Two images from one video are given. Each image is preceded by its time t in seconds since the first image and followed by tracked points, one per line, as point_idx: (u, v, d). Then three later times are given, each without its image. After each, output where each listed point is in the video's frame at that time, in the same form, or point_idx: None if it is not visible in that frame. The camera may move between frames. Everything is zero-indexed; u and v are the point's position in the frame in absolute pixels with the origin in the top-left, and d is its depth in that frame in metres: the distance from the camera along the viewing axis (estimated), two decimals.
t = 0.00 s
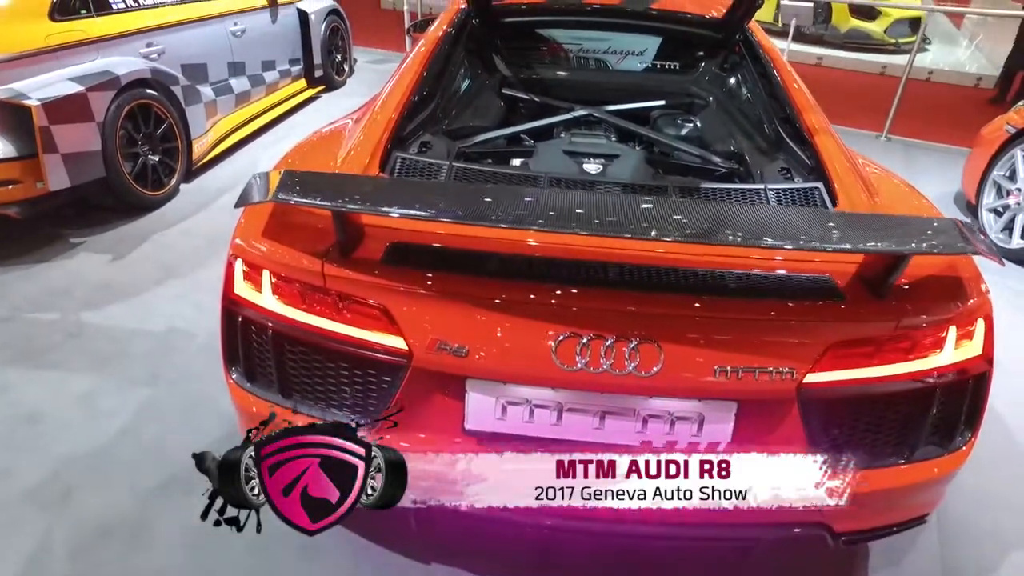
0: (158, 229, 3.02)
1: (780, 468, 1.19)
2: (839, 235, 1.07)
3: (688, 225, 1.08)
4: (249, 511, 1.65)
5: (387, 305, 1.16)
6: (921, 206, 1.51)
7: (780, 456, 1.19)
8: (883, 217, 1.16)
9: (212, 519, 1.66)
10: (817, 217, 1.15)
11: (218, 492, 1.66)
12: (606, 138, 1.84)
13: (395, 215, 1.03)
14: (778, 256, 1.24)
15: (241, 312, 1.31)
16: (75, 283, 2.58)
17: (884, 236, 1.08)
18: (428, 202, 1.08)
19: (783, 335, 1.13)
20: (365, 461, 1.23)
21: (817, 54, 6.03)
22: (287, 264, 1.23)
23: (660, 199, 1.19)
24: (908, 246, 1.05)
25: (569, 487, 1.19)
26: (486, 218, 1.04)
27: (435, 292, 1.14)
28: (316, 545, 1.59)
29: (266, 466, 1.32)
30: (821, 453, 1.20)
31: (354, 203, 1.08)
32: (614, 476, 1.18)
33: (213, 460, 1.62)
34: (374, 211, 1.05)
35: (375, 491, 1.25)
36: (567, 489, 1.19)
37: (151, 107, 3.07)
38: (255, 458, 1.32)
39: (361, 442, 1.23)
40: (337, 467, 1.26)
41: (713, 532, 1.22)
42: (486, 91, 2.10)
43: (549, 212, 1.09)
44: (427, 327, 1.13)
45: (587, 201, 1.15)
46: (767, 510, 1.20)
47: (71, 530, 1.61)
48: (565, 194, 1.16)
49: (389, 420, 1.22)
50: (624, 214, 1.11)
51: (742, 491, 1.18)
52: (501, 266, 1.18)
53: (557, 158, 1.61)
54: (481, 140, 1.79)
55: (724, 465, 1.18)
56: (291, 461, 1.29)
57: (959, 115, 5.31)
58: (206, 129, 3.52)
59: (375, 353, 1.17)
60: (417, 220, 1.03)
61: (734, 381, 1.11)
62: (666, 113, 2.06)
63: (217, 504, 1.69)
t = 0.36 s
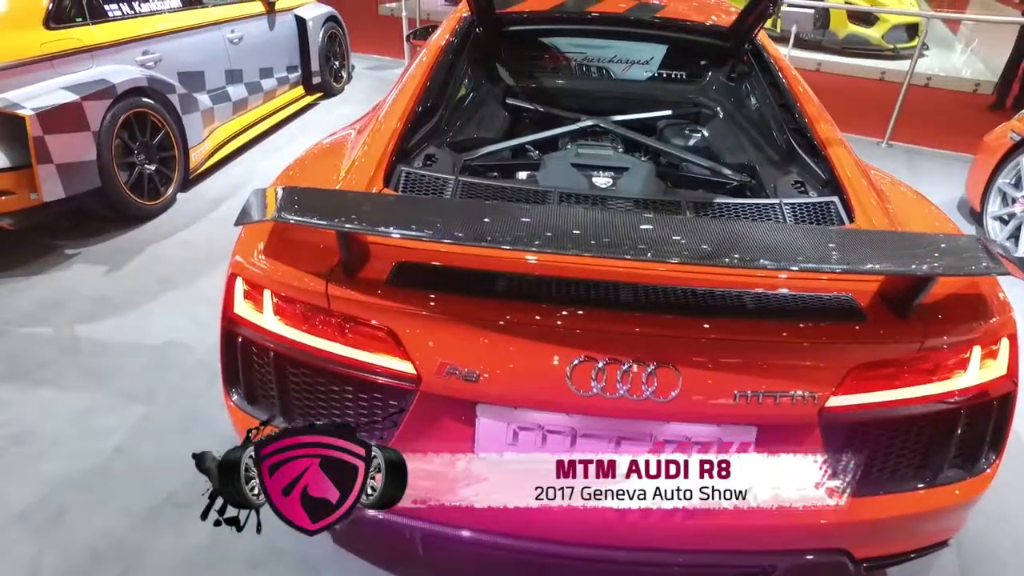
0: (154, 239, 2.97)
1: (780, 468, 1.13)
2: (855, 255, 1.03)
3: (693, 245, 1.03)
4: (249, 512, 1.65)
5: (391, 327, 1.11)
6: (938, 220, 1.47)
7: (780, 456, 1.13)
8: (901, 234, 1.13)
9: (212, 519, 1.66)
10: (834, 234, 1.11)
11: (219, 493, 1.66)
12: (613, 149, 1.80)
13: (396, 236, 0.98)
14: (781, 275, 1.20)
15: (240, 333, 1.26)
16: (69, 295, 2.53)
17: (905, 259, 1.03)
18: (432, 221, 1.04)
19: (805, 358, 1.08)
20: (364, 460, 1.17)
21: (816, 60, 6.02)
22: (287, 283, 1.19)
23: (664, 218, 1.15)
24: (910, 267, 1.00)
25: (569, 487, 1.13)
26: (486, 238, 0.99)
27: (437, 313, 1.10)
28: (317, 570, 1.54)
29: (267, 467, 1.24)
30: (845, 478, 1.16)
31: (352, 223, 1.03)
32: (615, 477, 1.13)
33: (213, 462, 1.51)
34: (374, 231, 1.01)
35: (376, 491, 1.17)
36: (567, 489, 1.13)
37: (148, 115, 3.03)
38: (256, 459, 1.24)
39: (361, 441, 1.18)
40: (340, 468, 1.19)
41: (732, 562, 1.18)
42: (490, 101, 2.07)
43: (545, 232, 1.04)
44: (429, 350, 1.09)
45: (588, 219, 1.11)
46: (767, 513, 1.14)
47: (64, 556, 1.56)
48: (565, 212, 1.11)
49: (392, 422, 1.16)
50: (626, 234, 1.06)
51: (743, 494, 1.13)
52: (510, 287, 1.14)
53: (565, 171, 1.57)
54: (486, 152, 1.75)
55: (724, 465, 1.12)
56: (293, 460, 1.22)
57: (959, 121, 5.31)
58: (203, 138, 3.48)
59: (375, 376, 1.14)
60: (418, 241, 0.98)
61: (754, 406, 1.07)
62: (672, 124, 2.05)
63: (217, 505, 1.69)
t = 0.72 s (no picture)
0: (144, 249, 2.89)
1: (779, 467, 1.04)
2: (886, 277, 0.93)
3: (703, 265, 0.93)
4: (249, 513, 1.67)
5: (389, 351, 1.05)
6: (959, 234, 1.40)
7: (780, 456, 1.04)
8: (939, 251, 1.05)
9: (212, 520, 1.69)
10: (871, 253, 1.02)
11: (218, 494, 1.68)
12: (618, 156, 1.74)
13: (392, 259, 0.91)
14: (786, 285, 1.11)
15: (231, 357, 1.20)
16: (55, 309, 2.46)
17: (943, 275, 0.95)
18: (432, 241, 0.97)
19: (832, 383, 1.01)
20: (364, 460, 1.07)
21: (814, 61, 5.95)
22: (280, 305, 1.12)
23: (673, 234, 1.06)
24: (919, 290, 0.90)
25: (569, 487, 1.04)
26: (484, 261, 0.91)
27: (435, 337, 1.03)
28: None
29: (266, 466, 1.13)
30: (867, 508, 1.08)
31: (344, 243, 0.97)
32: (615, 477, 1.04)
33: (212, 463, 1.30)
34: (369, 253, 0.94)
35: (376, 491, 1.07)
36: (567, 489, 1.04)
37: (137, 121, 2.95)
38: (255, 459, 1.14)
39: (361, 441, 1.08)
40: (340, 468, 1.09)
41: None
42: (490, 107, 2.00)
43: (540, 254, 0.95)
44: (428, 377, 1.03)
45: (588, 239, 1.01)
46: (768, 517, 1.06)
47: None
48: (560, 233, 1.02)
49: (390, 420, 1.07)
50: (629, 253, 0.96)
51: (742, 493, 1.05)
52: (519, 309, 1.08)
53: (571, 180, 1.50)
54: (487, 162, 1.69)
55: (724, 464, 1.04)
56: (293, 459, 1.12)
57: (959, 124, 5.26)
58: (194, 144, 3.41)
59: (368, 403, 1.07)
60: (415, 262, 0.92)
61: (776, 435, 1.01)
62: (677, 130, 2.01)
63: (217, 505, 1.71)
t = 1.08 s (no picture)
0: (120, 258, 2.79)
1: (779, 468, 0.92)
2: (907, 303, 0.85)
3: (703, 292, 0.85)
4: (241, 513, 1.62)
5: (360, 384, 0.96)
6: (970, 246, 1.32)
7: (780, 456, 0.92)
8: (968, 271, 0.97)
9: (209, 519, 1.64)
10: (892, 273, 0.93)
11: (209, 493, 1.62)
12: (610, 163, 1.65)
13: (371, 289, 0.83)
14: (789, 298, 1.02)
15: (193, 385, 1.11)
16: (24, 323, 2.35)
17: (983, 304, 0.86)
18: (408, 268, 0.88)
19: (844, 416, 0.93)
20: (363, 461, 0.95)
21: (807, 61, 5.85)
22: (246, 331, 1.03)
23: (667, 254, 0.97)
24: (913, 320, 0.80)
25: (569, 487, 0.93)
26: (468, 292, 0.82)
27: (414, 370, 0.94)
28: None
29: (265, 467, 1.00)
30: (879, 548, 0.98)
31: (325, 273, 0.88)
32: (614, 476, 0.92)
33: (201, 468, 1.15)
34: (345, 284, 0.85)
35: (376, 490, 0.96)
36: (567, 489, 0.93)
37: (113, 126, 2.86)
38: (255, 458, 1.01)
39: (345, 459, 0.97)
40: (339, 468, 0.97)
41: None
42: (476, 111, 1.91)
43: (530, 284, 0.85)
44: (403, 414, 0.94)
45: (576, 262, 0.92)
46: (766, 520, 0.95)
47: None
48: (543, 259, 0.93)
49: (388, 419, 0.95)
50: (624, 279, 0.87)
51: (742, 492, 0.93)
52: (503, 338, 0.99)
53: (558, 190, 1.41)
54: (472, 171, 1.60)
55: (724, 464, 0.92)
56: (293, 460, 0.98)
57: (954, 124, 5.20)
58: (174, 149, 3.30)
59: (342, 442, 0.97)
60: (398, 294, 0.83)
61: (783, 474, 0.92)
62: (672, 135, 1.92)
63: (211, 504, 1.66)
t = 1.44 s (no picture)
0: (87, 275, 2.69)
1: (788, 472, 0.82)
2: (916, 361, 0.77)
3: (688, 348, 0.76)
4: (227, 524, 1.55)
5: (313, 443, 0.87)
6: (972, 266, 1.23)
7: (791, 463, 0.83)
8: (979, 316, 0.89)
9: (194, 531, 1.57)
10: (881, 322, 0.85)
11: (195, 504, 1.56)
12: (592, 180, 1.57)
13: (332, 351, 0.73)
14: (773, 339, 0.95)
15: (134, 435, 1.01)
16: None
17: (998, 362, 0.78)
18: (362, 323, 0.79)
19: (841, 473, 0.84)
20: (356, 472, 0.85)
21: (797, 63, 5.77)
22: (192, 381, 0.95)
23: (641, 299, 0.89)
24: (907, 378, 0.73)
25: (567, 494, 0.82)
26: (435, 353, 0.73)
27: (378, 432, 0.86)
28: None
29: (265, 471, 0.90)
30: None
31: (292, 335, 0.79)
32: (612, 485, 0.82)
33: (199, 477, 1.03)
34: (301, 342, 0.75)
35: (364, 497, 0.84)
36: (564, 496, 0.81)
37: (80, 137, 2.76)
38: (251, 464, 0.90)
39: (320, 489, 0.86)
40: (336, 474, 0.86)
41: None
42: (451, 124, 1.83)
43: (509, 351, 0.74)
44: (356, 474, 0.85)
45: (540, 310, 0.84)
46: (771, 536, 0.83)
47: None
48: (506, 308, 0.84)
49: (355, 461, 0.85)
50: (601, 334, 0.79)
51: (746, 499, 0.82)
52: (465, 393, 0.90)
53: (535, 214, 1.32)
54: (444, 192, 1.52)
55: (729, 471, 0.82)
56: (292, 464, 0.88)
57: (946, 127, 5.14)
58: (147, 159, 3.19)
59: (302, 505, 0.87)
60: (363, 355, 0.73)
61: (777, 541, 0.82)
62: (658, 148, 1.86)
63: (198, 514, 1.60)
